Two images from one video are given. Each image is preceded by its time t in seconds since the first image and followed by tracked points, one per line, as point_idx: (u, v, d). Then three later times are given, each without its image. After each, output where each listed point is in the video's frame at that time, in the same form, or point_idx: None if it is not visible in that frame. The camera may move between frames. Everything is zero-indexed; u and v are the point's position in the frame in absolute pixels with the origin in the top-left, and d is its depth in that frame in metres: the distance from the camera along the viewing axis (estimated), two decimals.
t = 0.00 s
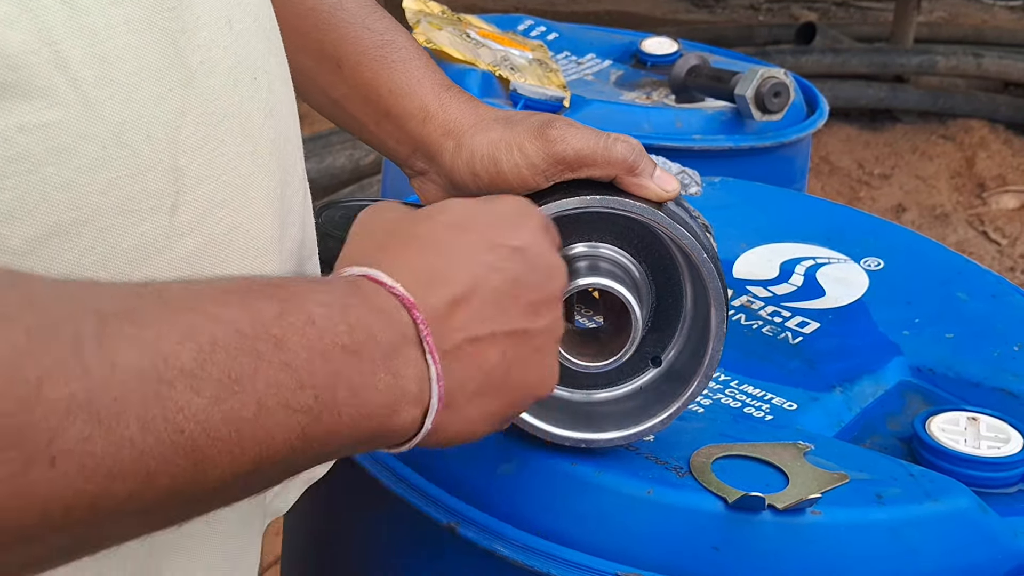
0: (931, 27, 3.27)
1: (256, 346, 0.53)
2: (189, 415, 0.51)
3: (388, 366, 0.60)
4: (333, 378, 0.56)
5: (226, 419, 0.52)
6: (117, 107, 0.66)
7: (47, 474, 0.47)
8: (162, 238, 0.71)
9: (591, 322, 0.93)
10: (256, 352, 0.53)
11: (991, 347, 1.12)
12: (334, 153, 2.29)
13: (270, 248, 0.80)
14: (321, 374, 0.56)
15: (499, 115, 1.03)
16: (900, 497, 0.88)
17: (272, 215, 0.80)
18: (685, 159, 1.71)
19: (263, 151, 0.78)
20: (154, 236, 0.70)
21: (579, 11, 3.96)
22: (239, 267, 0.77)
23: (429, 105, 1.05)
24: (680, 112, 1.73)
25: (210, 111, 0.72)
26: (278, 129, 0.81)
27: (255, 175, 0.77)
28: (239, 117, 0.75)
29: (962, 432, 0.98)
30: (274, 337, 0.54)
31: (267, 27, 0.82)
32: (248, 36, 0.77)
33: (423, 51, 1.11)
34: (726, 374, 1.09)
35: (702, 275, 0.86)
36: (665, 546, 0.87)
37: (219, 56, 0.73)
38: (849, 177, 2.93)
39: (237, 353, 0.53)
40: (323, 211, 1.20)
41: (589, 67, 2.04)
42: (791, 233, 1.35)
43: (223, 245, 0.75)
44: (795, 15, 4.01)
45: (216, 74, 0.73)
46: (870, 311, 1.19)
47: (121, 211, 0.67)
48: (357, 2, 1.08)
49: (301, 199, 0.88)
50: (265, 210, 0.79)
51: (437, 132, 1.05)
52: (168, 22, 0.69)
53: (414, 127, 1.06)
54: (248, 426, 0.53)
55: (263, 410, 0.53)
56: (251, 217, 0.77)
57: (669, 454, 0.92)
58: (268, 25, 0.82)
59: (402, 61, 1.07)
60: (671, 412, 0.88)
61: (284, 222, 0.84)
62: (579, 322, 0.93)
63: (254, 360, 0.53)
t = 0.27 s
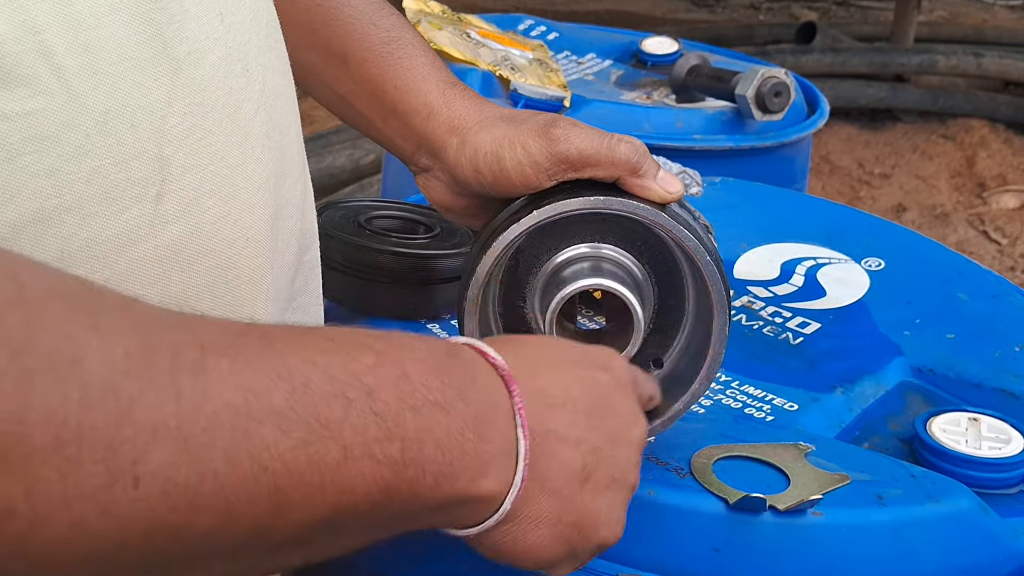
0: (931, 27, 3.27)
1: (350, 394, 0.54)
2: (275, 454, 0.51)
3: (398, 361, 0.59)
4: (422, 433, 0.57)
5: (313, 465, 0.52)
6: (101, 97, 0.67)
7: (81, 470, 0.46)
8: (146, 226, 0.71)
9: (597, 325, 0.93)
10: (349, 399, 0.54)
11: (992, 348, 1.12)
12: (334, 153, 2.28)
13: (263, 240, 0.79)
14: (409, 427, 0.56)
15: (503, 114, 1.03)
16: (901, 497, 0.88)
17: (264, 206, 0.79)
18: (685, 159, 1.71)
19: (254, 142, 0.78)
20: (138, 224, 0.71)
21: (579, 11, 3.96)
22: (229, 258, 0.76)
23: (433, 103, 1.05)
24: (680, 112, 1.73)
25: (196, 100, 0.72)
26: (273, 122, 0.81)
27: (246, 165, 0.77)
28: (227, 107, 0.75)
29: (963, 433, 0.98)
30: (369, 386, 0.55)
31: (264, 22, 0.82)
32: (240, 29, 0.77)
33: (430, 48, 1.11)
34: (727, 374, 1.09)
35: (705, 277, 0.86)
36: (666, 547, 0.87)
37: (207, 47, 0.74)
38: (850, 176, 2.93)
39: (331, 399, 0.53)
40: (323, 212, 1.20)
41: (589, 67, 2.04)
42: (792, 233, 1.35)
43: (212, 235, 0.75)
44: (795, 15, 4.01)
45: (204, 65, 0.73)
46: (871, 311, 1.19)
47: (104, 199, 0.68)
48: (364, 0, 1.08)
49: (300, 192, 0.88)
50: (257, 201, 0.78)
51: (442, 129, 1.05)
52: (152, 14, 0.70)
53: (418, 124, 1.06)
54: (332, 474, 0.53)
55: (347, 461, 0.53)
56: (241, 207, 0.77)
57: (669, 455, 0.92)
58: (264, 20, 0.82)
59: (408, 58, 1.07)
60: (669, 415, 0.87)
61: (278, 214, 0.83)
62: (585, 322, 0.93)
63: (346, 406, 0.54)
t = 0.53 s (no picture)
0: (931, 27, 3.26)
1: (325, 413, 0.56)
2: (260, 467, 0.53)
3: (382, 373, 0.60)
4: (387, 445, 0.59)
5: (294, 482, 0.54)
6: (108, 95, 0.67)
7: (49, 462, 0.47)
8: (153, 220, 0.71)
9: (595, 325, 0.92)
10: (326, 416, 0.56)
11: (991, 348, 1.12)
12: (334, 153, 2.28)
13: (268, 236, 0.79)
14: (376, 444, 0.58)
15: (504, 114, 1.03)
16: (901, 498, 0.88)
17: (270, 203, 0.79)
18: (685, 159, 1.71)
19: (260, 139, 0.78)
20: (144, 219, 0.71)
21: (579, 11, 3.95)
22: (234, 252, 0.77)
23: (434, 103, 1.05)
24: (680, 112, 1.73)
25: (203, 98, 0.73)
26: (279, 120, 0.81)
27: (252, 162, 0.77)
28: (233, 104, 0.75)
29: (963, 433, 0.98)
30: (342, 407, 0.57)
31: (271, 21, 0.82)
32: (246, 28, 0.77)
33: (432, 49, 1.11)
34: (726, 374, 1.09)
35: (703, 278, 0.86)
36: (664, 547, 0.87)
37: (214, 46, 0.74)
38: (850, 176, 2.93)
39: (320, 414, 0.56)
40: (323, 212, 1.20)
41: (589, 67, 2.04)
42: (792, 233, 1.35)
43: (217, 230, 0.75)
44: (796, 15, 4.01)
45: (210, 63, 0.73)
46: (870, 311, 1.19)
47: (111, 194, 0.68)
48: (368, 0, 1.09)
49: (307, 187, 0.89)
50: (263, 198, 0.78)
51: (443, 130, 1.05)
52: (160, 13, 0.70)
53: (420, 125, 1.06)
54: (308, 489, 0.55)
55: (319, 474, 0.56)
56: (247, 203, 0.77)
57: (668, 455, 0.92)
58: (271, 20, 0.82)
59: (410, 59, 1.07)
60: (670, 415, 0.88)
61: (285, 211, 0.83)
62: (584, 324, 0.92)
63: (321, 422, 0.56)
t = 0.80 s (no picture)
0: (931, 27, 3.27)
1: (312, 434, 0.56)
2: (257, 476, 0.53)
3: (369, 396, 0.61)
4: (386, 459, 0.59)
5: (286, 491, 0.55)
6: (107, 91, 0.68)
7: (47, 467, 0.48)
8: (152, 216, 0.71)
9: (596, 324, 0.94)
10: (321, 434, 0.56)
11: (989, 348, 1.12)
12: (334, 152, 2.29)
13: (267, 232, 0.79)
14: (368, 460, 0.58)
15: (504, 114, 1.03)
16: (899, 497, 0.88)
17: (269, 199, 0.79)
18: (684, 159, 1.72)
19: (259, 136, 0.78)
20: (143, 215, 0.71)
21: (579, 11, 3.95)
22: (233, 249, 0.77)
23: (435, 103, 1.06)
24: (679, 112, 1.73)
25: (203, 96, 0.73)
26: (279, 119, 0.81)
27: (251, 159, 0.77)
28: (232, 102, 0.75)
29: (961, 432, 0.98)
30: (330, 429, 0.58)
31: (271, 20, 0.82)
32: (246, 27, 0.78)
33: (434, 48, 1.11)
34: (725, 374, 1.09)
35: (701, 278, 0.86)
36: (662, 546, 0.87)
37: (213, 44, 0.74)
38: (850, 176, 2.93)
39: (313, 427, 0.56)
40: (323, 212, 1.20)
41: (589, 67, 2.04)
42: (791, 233, 1.35)
43: (216, 226, 0.75)
44: (796, 14, 4.01)
45: (209, 61, 0.73)
46: (869, 310, 1.20)
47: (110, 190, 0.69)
48: None
49: (307, 185, 0.89)
50: (261, 195, 0.78)
51: (443, 129, 1.05)
52: (161, 11, 0.70)
53: (420, 125, 1.06)
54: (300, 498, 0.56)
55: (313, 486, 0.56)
56: (246, 200, 0.77)
57: (667, 455, 0.93)
58: (272, 19, 0.83)
59: (411, 58, 1.08)
60: (667, 415, 0.89)
61: (285, 208, 0.83)
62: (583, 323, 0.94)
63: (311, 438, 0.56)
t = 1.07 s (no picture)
0: (931, 27, 3.27)
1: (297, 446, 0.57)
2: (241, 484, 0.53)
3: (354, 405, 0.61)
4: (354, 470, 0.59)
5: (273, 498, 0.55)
6: (105, 91, 0.67)
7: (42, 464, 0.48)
8: (149, 215, 0.72)
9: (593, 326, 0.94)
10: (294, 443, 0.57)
11: (988, 348, 1.13)
12: (334, 153, 2.29)
13: (263, 230, 0.80)
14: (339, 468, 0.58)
15: (503, 115, 1.03)
16: (897, 497, 0.88)
17: (265, 198, 0.80)
18: (684, 159, 1.72)
19: (255, 136, 0.78)
20: (140, 214, 0.71)
21: (578, 11, 3.95)
22: (228, 247, 0.77)
23: (434, 104, 1.06)
24: (679, 112, 1.73)
25: (200, 97, 0.73)
26: (276, 118, 0.82)
27: (247, 159, 0.78)
28: (230, 102, 0.76)
29: (959, 433, 0.98)
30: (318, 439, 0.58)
31: (268, 20, 0.83)
32: (243, 27, 0.78)
33: (433, 49, 1.11)
34: (724, 374, 1.09)
35: (700, 279, 0.86)
36: (661, 547, 0.87)
37: (210, 45, 0.74)
38: (849, 176, 2.93)
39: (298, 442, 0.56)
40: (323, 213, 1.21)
41: (589, 67, 2.04)
42: (790, 233, 1.35)
43: (212, 224, 0.76)
44: (795, 15, 4.01)
45: (206, 62, 0.74)
46: (867, 311, 1.20)
47: (108, 188, 0.69)
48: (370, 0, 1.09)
49: (306, 184, 0.89)
50: (257, 193, 0.79)
51: (443, 130, 1.05)
52: (158, 12, 0.70)
53: (420, 125, 1.06)
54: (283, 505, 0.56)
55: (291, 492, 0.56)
56: (241, 198, 0.78)
57: (666, 455, 0.93)
58: (269, 19, 0.83)
59: (411, 59, 1.08)
60: (666, 415, 0.89)
61: (282, 208, 0.84)
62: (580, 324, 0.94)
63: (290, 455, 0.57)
